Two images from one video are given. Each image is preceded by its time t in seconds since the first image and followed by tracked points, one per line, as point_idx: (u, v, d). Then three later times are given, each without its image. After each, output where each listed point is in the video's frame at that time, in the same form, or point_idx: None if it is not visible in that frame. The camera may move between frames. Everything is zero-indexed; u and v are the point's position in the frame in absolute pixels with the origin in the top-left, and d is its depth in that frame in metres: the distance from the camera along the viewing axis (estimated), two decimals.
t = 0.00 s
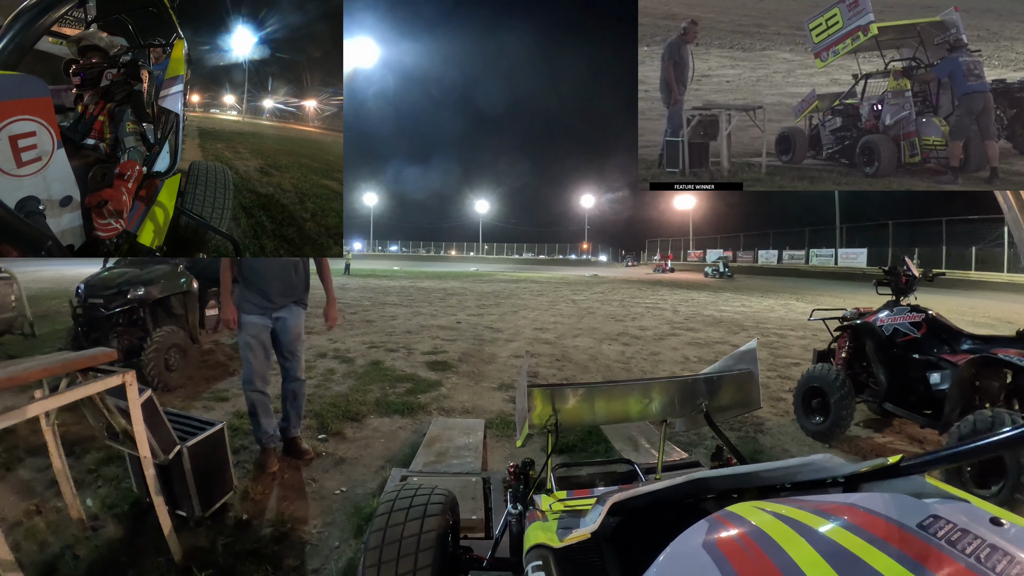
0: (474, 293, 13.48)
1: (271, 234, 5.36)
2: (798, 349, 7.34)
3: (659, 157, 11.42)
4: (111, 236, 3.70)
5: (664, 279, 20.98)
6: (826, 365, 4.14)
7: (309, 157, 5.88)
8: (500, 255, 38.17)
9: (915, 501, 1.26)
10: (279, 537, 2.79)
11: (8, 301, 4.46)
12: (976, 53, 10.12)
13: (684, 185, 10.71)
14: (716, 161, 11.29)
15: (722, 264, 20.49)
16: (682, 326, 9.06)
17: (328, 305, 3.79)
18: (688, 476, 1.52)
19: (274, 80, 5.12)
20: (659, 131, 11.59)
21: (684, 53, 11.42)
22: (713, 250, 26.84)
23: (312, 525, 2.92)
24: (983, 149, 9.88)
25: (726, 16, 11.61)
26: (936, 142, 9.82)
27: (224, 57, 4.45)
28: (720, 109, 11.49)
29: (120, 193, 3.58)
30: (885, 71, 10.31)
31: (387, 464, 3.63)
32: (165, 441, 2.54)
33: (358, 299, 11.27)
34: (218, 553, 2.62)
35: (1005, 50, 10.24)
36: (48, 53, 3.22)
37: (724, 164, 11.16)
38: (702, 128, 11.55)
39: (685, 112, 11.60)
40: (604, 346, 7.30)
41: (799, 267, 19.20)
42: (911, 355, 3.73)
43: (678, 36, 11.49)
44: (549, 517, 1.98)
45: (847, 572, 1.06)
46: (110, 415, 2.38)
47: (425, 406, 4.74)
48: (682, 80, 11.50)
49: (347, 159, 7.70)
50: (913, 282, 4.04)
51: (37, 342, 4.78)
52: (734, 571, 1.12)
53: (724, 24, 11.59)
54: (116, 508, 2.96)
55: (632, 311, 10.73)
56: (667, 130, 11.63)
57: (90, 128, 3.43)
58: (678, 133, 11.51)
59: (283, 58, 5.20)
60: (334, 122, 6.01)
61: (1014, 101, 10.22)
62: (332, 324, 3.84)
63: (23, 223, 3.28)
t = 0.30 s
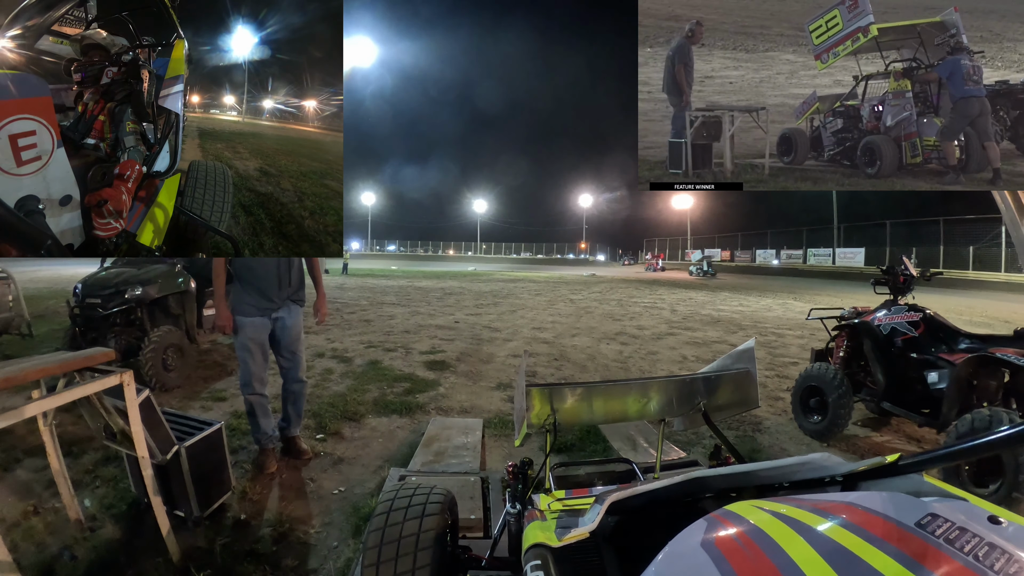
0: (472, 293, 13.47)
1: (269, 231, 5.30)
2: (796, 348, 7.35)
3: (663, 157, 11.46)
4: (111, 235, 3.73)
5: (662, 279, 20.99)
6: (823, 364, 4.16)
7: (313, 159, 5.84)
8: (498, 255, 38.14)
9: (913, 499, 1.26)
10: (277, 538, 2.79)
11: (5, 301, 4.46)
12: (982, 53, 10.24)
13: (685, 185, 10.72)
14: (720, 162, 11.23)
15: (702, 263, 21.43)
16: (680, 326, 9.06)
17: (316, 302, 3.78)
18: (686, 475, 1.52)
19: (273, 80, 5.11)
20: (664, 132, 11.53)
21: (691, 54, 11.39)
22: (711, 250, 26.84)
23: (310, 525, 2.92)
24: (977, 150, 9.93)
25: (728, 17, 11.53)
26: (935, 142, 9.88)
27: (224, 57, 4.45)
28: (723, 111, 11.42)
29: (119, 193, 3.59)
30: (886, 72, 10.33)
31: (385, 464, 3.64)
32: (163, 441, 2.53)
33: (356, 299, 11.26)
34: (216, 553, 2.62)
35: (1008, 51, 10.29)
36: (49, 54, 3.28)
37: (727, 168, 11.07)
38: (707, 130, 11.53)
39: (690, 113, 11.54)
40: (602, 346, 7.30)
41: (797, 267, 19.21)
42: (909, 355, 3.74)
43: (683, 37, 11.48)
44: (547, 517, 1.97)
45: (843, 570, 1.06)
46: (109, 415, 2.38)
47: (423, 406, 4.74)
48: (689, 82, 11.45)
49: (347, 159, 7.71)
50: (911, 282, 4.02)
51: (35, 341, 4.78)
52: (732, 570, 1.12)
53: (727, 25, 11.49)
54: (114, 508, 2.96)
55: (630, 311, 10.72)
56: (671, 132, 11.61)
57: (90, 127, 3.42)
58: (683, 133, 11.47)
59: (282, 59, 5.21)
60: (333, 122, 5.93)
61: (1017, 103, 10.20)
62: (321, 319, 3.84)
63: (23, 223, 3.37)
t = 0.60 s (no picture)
0: (470, 292, 13.46)
1: (265, 222, 5.34)
2: (795, 347, 7.34)
3: (665, 156, 11.66)
4: (111, 235, 3.72)
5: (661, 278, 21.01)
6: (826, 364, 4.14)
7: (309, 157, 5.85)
8: (497, 254, 38.13)
9: (914, 496, 1.26)
10: (273, 543, 2.78)
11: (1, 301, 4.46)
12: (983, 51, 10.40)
13: (685, 185, 10.75)
14: (721, 161, 11.39)
15: (688, 263, 22.02)
16: (679, 325, 9.06)
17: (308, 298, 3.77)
18: (686, 475, 1.51)
19: (273, 81, 5.11)
20: (665, 129, 11.74)
21: (697, 51, 11.54)
22: (710, 249, 26.88)
23: (306, 529, 2.90)
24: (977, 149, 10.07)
25: (731, 16, 11.87)
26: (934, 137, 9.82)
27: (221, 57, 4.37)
28: (725, 109, 11.60)
29: (119, 193, 3.59)
30: (882, 69, 10.20)
31: (382, 466, 3.62)
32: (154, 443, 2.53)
33: (354, 297, 11.26)
34: (210, 559, 2.61)
35: (1011, 49, 10.47)
36: (49, 54, 3.21)
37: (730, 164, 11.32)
38: (710, 126, 11.73)
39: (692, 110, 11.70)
40: (601, 345, 7.30)
41: (797, 266, 19.24)
42: (912, 355, 3.72)
43: (690, 35, 11.66)
44: (549, 517, 1.97)
45: (846, 569, 1.05)
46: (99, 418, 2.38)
47: (421, 406, 4.74)
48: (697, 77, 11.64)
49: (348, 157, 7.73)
50: (914, 281, 4.02)
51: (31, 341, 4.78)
52: (734, 569, 1.12)
53: (729, 23, 11.82)
54: (107, 512, 2.96)
55: (629, 310, 10.73)
56: (674, 130, 11.77)
57: (90, 128, 3.41)
58: (685, 132, 11.62)
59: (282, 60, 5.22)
60: (333, 122, 6.01)
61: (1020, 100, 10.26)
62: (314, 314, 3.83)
63: (23, 223, 3.30)
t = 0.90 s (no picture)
0: (470, 292, 13.47)
1: (259, 212, 5.31)
2: (799, 349, 7.33)
3: (670, 154, 11.57)
4: (111, 235, 3.70)
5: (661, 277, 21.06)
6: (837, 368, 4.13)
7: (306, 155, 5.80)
8: (498, 254, 38.20)
9: (913, 497, 1.25)
10: (257, 561, 2.74)
11: None
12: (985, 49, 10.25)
13: (684, 185, 10.81)
14: (726, 159, 11.44)
15: (680, 262, 22.37)
16: (680, 325, 9.05)
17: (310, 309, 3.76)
18: (685, 475, 1.51)
19: (273, 80, 5.10)
20: (670, 128, 11.72)
21: (706, 48, 11.66)
22: (710, 248, 26.97)
23: (293, 547, 2.86)
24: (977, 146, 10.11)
25: (735, 14, 11.73)
26: (931, 134, 9.99)
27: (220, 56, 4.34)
28: (729, 107, 11.73)
29: (119, 193, 3.57)
30: (878, 66, 10.47)
31: (374, 479, 3.60)
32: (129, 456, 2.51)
33: (353, 297, 11.26)
34: None
35: (1016, 48, 10.27)
36: (48, 54, 3.25)
37: (735, 163, 11.23)
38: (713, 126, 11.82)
39: (697, 108, 11.81)
40: (602, 346, 7.29)
41: (797, 266, 19.26)
42: (926, 358, 3.73)
43: (697, 32, 11.70)
44: (547, 518, 1.96)
45: (844, 569, 1.05)
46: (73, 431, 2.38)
47: (416, 413, 4.71)
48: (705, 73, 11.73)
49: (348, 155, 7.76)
50: (927, 283, 4.02)
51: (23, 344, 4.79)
52: (732, 569, 1.12)
53: (733, 22, 11.69)
54: (88, 525, 2.94)
55: (629, 310, 10.74)
56: (680, 129, 11.71)
57: (90, 127, 3.40)
58: (689, 129, 11.63)
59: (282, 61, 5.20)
60: (333, 122, 5.94)
61: None
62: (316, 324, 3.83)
63: (23, 223, 3.36)
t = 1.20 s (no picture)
0: (468, 292, 13.46)
1: (255, 203, 5.22)
2: (805, 351, 7.33)
3: (681, 154, 11.44)
4: (111, 235, 3.66)
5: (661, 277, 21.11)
6: (851, 374, 4.11)
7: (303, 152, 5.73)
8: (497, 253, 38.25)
9: (913, 497, 1.25)
10: None
11: None
12: (994, 48, 10.35)
13: (685, 185, 10.88)
14: (737, 159, 11.31)
15: (668, 261, 23.18)
16: (683, 327, 9.03)
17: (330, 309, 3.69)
18: (685, 476, 1.51)
19: (272, 80, 5.10)
20: (681, 128, 11.64)
21: (719, 48, 11.57)
22: (710, 248, 27.07)
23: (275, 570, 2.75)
24: (983, 145, 10.13)
25: (746, 13, 11.65)
26: (934, 132, 9.96)
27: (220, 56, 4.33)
28: (739, 107, 11.58)
29: (119, 192, 3.52)
30: (880, 64, 10.48)
31: (364, 495, 3.49)
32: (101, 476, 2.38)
33: (351, 298, 11.24)
34: None
35: None
36: (48, 52, 3.22)
37: (744, 163, 11.11)
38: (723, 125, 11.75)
39: (707, 109, 11.69)
40: (604, 349, 7.28)
41: (797, 265, 19.31)
42: (945, 364, 3.71)
43: (709, 32, 11.61)
44: (547, 521, 1.95)
45: (842, 569, 1.05)
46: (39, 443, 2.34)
47: (412, 421, 4.65)
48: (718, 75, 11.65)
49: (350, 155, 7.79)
50: (944, 285, 4.02)
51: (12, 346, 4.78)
52: (732, 570, 1.11)
53: (745, 21, 11.61)
54: (65, 542, 2.89)
55: (630, 310, 10.73)
56: (688, 129, 11.62)
57: (89, 127, 3.38)
58: (700, 129, 11.50)
59: (280, 60, 5.15)
60: (334, 122, 5.95)
61: None
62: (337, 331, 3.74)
63: (24, 223, 3.32)
